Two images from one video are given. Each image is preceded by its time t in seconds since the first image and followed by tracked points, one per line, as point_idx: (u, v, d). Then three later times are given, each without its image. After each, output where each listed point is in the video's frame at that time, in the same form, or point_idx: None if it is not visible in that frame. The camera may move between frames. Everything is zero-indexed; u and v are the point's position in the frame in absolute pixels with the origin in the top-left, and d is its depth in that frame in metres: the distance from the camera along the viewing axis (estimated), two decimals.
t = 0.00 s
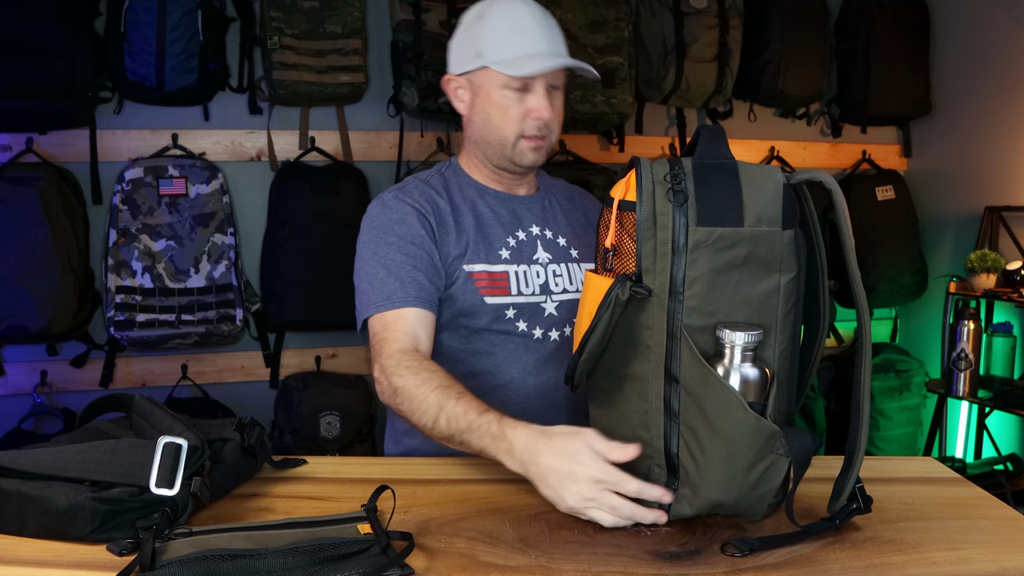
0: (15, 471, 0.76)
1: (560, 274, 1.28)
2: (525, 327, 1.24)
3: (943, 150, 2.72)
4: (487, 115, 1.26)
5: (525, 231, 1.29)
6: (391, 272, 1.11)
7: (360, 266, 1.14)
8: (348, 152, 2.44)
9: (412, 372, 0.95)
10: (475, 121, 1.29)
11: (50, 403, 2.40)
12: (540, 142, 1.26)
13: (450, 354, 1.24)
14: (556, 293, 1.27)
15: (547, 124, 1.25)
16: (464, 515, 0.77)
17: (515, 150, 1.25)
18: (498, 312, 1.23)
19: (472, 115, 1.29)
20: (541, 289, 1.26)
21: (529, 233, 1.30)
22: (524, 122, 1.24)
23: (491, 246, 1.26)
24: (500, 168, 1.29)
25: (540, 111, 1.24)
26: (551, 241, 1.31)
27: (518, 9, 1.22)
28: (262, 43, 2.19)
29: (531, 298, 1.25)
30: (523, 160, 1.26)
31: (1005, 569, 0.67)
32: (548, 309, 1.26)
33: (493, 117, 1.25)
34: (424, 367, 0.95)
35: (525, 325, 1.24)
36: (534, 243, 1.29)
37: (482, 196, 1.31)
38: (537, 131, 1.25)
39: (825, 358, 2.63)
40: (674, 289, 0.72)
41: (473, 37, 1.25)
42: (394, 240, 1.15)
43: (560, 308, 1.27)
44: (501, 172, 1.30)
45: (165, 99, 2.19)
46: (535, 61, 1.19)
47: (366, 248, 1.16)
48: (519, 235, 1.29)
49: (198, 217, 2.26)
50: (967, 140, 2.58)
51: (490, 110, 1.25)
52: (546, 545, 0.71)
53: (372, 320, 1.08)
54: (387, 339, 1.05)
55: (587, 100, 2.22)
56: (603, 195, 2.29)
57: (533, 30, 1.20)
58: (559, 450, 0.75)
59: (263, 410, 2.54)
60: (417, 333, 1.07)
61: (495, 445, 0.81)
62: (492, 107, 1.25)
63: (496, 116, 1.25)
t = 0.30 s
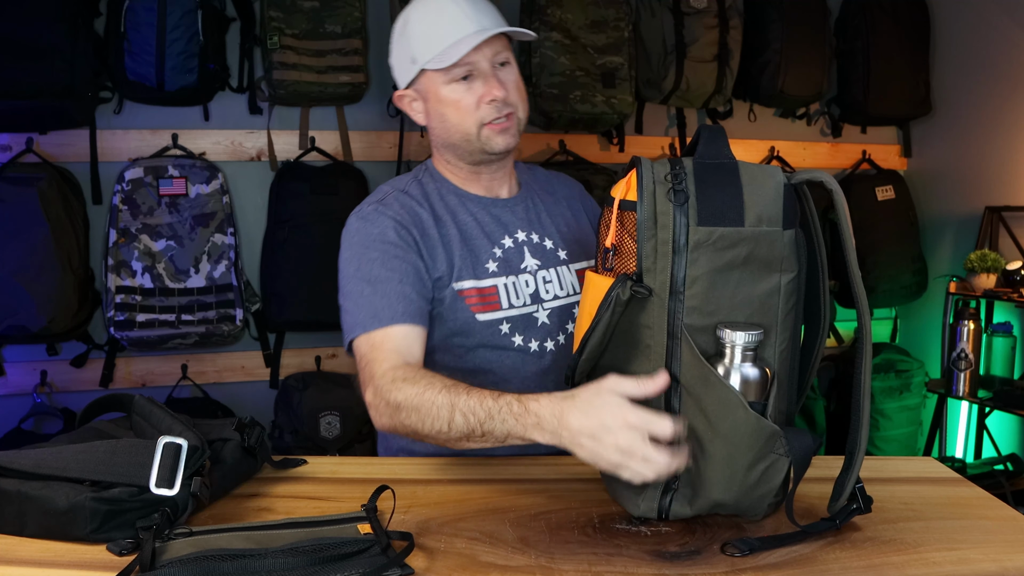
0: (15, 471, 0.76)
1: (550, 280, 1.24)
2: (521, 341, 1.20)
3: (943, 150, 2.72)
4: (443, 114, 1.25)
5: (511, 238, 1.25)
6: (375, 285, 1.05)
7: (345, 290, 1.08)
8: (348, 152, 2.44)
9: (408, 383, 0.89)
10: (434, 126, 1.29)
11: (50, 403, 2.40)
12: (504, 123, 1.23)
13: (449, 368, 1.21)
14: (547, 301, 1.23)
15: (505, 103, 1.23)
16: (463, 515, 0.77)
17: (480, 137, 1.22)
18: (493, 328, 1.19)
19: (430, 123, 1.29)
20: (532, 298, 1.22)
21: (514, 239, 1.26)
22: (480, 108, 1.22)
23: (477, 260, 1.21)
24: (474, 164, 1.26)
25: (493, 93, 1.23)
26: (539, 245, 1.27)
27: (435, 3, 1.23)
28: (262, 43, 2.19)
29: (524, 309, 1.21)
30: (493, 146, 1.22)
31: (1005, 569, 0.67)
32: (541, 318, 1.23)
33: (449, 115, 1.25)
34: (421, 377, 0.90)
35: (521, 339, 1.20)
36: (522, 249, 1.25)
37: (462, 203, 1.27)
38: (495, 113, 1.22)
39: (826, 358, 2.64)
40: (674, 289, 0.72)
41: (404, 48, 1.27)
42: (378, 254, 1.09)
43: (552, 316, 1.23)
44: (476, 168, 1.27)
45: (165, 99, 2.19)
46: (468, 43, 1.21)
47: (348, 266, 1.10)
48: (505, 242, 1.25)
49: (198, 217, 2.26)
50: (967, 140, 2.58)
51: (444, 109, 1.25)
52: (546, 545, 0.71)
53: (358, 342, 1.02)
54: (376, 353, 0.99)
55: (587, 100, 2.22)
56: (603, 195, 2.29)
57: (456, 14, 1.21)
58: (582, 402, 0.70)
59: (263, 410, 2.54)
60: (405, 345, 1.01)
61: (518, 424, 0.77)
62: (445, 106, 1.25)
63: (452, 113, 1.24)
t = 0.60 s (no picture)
0: (15, 471, 0.76)
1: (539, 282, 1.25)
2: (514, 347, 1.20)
3: (943, 150, 2.71)
4: (423, 118, 1.24)
5: (498, 241, 1.25)
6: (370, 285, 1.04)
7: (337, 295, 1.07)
8: (347, 152, 2.44)
9: (406, 357, 0.86)
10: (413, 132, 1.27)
11: (50, 403, 2.41)
12: (486, 117, 1.21)
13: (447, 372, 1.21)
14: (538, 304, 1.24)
15: (485, 98, 1.22)
16: (464, 515, 0.78)
17: (465, 135, 1.21)
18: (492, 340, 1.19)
19: (409, 129, 1.28)
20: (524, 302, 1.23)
21: (501, 241, 1.25)
22: (461, 105, 1.21)
23: (466, 270, 1.21)
24: (458, 166, 1.24)
25: (471, 89, 1.22)
26: (525, 244, 1.27)
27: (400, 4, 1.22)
28: (262, 43, 2.20)
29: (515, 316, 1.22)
30: (479, 143, 1.21)
31: (1005, 569, 0.67)
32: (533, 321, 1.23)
33: (430, 119, 1.23)
34: (419, 345, 0.87)
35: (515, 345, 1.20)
36: (510, 251, 1.25)
37: (444, 208, 1.26)
38: (476, 109, 1.21)
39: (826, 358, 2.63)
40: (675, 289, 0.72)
41: (373, 54, 1.26)
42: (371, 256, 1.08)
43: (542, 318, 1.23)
44: (460, 171, 1.25)
45: (164, 99, 2.19)
46: (441, 40, 1.20)
47: (337, 273, 1.09)
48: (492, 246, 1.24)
49: (198, 217, 2.26)
50: (966, 140, 2.58)
51: (424, 113, 1.24)
52: (546, 545, 0.71)
53: (361, 343, 1.00)
54: (379, 352, 0.96)
55: (587, 100, 2.22)
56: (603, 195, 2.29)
57: (425, 12, 1.20)
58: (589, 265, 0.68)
59: (263, 410, 2.54)
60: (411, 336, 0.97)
61: (530, 325, 0.74)
62: (425, 109, 1.24)
63: (433, 116, 1.23)
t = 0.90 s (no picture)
0: (15, 471, 0.76)
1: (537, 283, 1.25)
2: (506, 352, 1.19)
3: (943, 150, 2.71)
4: (414, 116, 1.24)
5: (490, 243, 1.24)
6: (367, 278, 1.05)
7: (333, 290, 1.08)
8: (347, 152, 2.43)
9: (407, 336, 0.92)
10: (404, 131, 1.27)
11: (50, 403, 2.40)
12: (478, 112, 1.21)
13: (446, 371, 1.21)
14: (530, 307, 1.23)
15: (476, 92, 1.22)
16: (464, 515, 0.77)
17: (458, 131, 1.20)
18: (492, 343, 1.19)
19: (400, 129, 1.27)
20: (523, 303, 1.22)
21: (495, 242, 1.25)
22: (453, 101, 1.21)
23: (459, 272, 1.21)
24: (449, 167, 1.23)
25: (462, 84, 1.22)
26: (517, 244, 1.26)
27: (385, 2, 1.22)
28: (262, 43, 2.20)
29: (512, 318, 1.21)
30: (473, 139, 1.20)
31: (1005, 569, 0.67)
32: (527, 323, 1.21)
33: (422, 117, 1.23)
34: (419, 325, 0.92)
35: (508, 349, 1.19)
36: (502, 254, 1.24)
37: (436, 211, 1.25)
38: (468, 104, 1.21)
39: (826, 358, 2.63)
40: (675, 289, 0.73)
41: (359, 55, 1.26)
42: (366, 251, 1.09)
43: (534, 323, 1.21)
44: (451, 172, 1.24)
45: (165, 99, 2.19)
46: (428, 33, 1.20)
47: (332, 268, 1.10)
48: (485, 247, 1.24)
49: (198, 217, 2.26)
50: (966, 140, 2.58)
51: (415, 111, 1.24)
52: (546, 545, 0.71)
53: (358, 335, 1.02)
54: (377, 337, 0.98)
55: (587, 100, 2.22)
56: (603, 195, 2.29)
57: (410, 8, 1.21)
58: (587, 223, 0.78)
59: (263, 410, 2.54)
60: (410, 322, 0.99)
61: (536, 286, 0.85)
62: (416, 106, 1.23)
63: (425, 113, 1.23)
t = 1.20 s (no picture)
0: (15, 471, 0.76)
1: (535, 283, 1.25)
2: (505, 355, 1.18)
3: (943, 150, 2.71)
4: (402, 124, 1.24)
5: (485, 246, 1.24)
6: (361, 284, 1.05)
7: (327, 296, 1.08)
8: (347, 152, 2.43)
9: (399, 343, 0.92)
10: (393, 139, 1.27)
11: (50, 403, 2.40)
12: (466, 118, 1.21)
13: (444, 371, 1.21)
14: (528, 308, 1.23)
15: (464, 98, 1.21)
16: (464, 515, 0.77)
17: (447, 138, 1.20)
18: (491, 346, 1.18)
19: (389, 137, 1.27)
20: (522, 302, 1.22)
21: (490, 245, 1.25)
22: (441, 108, 1.21)
23: (453, 276, 1.21)
24: (441, 172, 1.23)
25: (449, 90, 1.21)
26: (512, 245, 1.26)
27: (367, 9, 1.21)
28: (262, 43, 2.20)
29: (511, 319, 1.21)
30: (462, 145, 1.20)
31: (1005, 569, 0.67)
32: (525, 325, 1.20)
33: (410, 125, 1.23)
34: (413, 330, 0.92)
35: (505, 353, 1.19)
36: (496, 256, 1.24)
37: (428, 215, 1.25)
38: (456, 111, 1.20)
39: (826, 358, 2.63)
40: (675, 288, 0.73)
41: (344, 63, 1.26)
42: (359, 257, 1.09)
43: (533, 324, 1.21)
44: (444, 177, 1.24)
45: (165, 99, 2.19)
46: (411, 41, 1.19)
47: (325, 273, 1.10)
48: (480, 249, 1.24)
49: (198, 217, 2.26)
50: (966, 140, 2.58)
51: (403, 119, 1.23)
52: (546, 545, 0.71)
53: (351, 341, 1.02)
54: (370, 347, 0.98)
55: (587, 100, 2.22)
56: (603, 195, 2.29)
57: (392, 15, 1.20)
58: (574, 218, 0.74)
59: (262, 410, 2.54)
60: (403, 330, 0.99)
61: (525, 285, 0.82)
62: (403, 115, 1.23)
63: (412, 122, 1.22)
